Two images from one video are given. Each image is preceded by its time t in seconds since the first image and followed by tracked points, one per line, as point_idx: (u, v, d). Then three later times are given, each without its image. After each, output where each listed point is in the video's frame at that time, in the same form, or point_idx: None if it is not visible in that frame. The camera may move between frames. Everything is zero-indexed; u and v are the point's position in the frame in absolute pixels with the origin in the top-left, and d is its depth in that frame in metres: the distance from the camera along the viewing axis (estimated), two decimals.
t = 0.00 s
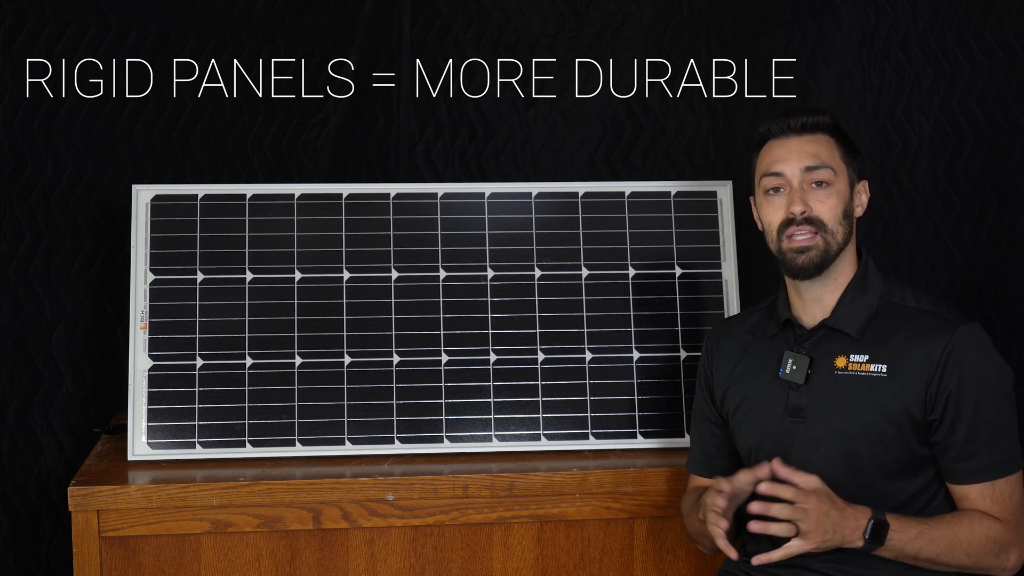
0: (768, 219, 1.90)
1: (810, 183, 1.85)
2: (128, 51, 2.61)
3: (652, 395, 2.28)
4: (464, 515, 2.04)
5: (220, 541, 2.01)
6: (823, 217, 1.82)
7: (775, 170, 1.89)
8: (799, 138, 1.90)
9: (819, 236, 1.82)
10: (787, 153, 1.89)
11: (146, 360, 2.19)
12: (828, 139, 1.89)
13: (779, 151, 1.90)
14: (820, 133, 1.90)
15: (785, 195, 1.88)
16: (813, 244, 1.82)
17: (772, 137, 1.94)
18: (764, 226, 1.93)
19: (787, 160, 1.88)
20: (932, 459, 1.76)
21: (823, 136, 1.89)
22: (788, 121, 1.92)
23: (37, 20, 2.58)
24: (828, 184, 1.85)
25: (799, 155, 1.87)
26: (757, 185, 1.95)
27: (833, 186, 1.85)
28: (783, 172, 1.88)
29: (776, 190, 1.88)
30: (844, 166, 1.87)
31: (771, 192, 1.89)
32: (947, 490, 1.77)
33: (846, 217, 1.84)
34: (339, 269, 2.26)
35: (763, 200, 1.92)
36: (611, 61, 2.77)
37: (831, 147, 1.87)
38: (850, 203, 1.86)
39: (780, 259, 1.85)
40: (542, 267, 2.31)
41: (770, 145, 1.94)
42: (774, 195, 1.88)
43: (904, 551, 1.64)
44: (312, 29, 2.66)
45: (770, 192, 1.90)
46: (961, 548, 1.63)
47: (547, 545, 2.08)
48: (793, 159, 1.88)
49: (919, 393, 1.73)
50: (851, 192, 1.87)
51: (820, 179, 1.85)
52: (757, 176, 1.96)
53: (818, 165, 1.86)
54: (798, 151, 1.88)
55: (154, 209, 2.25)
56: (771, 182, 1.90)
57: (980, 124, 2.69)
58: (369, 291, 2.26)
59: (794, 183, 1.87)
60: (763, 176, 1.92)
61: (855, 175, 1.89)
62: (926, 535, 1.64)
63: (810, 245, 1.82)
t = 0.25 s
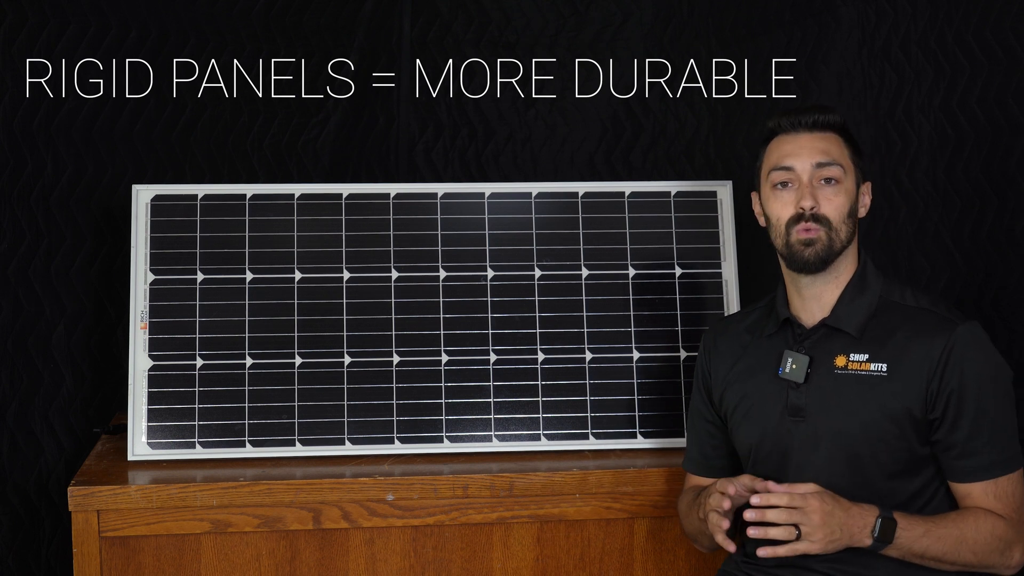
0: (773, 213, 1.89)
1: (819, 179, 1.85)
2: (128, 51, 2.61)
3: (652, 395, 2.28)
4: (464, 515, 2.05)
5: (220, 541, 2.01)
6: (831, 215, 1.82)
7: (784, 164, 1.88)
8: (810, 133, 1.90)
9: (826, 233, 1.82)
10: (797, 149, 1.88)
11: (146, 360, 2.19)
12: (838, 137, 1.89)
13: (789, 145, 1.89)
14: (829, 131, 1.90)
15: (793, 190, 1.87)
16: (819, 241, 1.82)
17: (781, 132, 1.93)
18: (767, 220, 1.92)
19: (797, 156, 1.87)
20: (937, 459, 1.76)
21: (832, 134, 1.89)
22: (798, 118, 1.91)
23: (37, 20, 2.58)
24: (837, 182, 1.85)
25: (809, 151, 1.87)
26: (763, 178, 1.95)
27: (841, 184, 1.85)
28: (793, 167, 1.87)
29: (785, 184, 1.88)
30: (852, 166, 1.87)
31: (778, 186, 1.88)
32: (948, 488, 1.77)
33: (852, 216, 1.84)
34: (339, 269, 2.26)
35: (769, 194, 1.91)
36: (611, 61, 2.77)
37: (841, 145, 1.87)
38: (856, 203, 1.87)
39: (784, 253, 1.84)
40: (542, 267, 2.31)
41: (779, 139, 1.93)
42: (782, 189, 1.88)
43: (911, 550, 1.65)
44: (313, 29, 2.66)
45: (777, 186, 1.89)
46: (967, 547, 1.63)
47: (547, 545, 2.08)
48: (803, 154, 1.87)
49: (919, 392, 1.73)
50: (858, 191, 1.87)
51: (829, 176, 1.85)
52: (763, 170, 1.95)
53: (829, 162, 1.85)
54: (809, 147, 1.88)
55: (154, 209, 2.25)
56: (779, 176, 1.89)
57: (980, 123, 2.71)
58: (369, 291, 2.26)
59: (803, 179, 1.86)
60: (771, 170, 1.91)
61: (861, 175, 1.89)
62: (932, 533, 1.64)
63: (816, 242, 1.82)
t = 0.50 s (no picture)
0: (768, 219, 1.90)
1: (812, 184, 1.85)
2: (128, 51, 2.61)
3: (652, 395, 2.28)
4: (464, 515, 2.05)
5: (220, 541, 2.01)
6: (823, 220, 1.82)
7: (776, 170, 1.89)
8: (804, 137, 1.89)
9: (818, 238, 1.82)
10: (789, 154, 1.88)
11: (146, 360, 2.19)
12: (832, 140, 1.88)
13: (782, 150, 1.90)
14: (825, 132, 1.90)
15: (786, 195, 1.88)
16: (811, 246, 1.82)
17: (777, 136, 1.94)
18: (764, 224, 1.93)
19: (789, 161, 1.88)
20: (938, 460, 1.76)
21: (827, 136, 1.88)
22: (793, 120, 1.91)
23: (37, 20, 2.58)
24: (830, 186, 1.84)
25: (800, 156, 1.87)
26: (761, 183, 1.96)
27: (834, 188, 1.84)
28: (785, 173, 1.88)
29: (778, 190, 1.89)
30: (847, 168, 1.86)
31: (772, 191, 1.90)
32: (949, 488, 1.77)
33: (846, 219, 1.84)
34: (339, 269, 2.26)
35: (765, 199, 1.92)
36: (611, 61, 2.77)
37: (834, 148, 1.86)
38: (852, 205, 1.86)
39: (779, 259, 1.86)
40: (542, 267, 2.31)
41: (774, 144, 1.93)
42: (775, 195, 1.89)
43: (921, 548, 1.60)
44: (312, 29, 2.66)
45: (771, 192, 1.90)
46: (977, 546, 1.62)
47: (547, 545, 2.08)
48: (795, 159, 1.87)
49: (923, 392, 1.73)
50: (854, 192, 1.86)
51: (821, 181, 1.85)
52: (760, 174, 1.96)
53: (821, 166, 1.85)
54: (801, 152, 1.87)
55: (154, 209, 2.25)
56: (772, 182, 1.90)
57: (980, 123, 2.71)
58: (369, 291, 2.26)
59: (796, 184, 1.87)
60: (765, 176, 1.92)
61: (858, 175, 1.88)
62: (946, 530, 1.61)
63: (808, 248, 1.82)
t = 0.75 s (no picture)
0: (774, 228, 1.89)
1: (818, 195, 1.83)
2: (128, 51, 2.61)
3: (652, 395, 2.28)
4: (464, 515, 2.05)
5: (220, 541, 2.01)
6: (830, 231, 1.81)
7: (782, 181, 1.87)
8: (808, 146, 1.87)
9: (826, 249, 1.81)
10: (794, 164, 1.86)
11: (146, 360, 2.19)
12: (836, 148, 1.86)
13: (787, 159, 1.88)
14: (828, 138, 1.87)
15: (792, 205, 1.86)
16: (820, 257, 1.82)
17: (780, 142, 1.91)
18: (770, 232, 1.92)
19: (796, 171, 1.86)
20: (941, 464, 1.77)
21: (831, 144, 1.86)
22: (796, 126, 1.89)
23: (37, 20, 2.58)
24: (836, 196, 1.83)
25: (807, 165, 1.85)
26: (764, 190, 1.93)
27: (840, 197, 1.83)
28: (790, 183, 1.86)
29: (784, 200, 1.87)
30: (852, 175, 1.85)
31: (778, 201, 1.88)
32: (953, 491, 1.77)
33: (853, 228, 1.83)
34: (339, 269, 2.26)
35: (770, 208, 1.91)
36: (611, 60, 2.77)
37: (839, 156, 1.85)
38: (858, 213, 1.85)
39: (787, 270, 1.86)
40: (542, 267, 2.31)
41: (778, 151, 1.90)
42: (781, 205, 1.87)
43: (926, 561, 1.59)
44: (312, 29, 2.66)
45: (777, 202, 1.88)
46: (982, 554, 1.61)
47: (547, 545, 2.08)
48: (801, 169, 1.85)
49: (928, 396, 1.73)
50: (859, 200, 1.85)
51: (828, 190, 1.83)
52: (764, 181, 1.94)
53: (827, 175, 1.83)
54: (805, 162, 1.85)
55: (154, 209, 2.25)
56: (778, 192, 1.88)
57: (980, 123, 2.72)
58: (369, 291, 2.26)
59: (801, 195, 1.85)
60: (770, 185, 1.90)
61: (862, 180, 1.87)
62: (951, 542, 1.61)
63: (817, 258, 1.82)
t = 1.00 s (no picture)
0: (789, 212, 1.87)
1: (838, 179, 1.84)
2: (128, 51, 2.61)
3: (652, 395, 2.28)
4: (464, 515, 2.05)
5: (220, 541, 2.01)
6: (848, 217, 1.81)
7: (802, 163, 1.87)
8: (830, 133, 1.88)
9: (843, 235, 1.81)
10: (817, 148, 1.87)
11: (146, 360, 2.19)
12: (857, 139, 1.88)
13: (809, 144, 1.88)
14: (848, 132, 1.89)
15: (810, 189, 1.86)
16: (835, 242, 1.81)
17: (800, 131, 1.92)
18: (781, 218, 1.91)
19: (818, 155, 1.86)
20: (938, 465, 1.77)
21: (853, 135, 1.88)
22: (819, 116, 1.90)
23: (37, 20, 2.58)
24: (855, 183, 1.84)
25: (830, 150, 1.85)
26: (779, 177, 1.93)
27: (859, 185, 1.84)
28: (811, 166, 1.86)
29: (803, 184, 1.86)
30: (870, 169, 1.87)
31: (796, 185, 1.87)
32: (951, 493, 1.78)
33: (868, 218, 1.83)
34: (339, 269, 2.26)
35: (785, 192, 1.90)
36: (611, 61, 2.77)
37: (860, 147, 1.87)
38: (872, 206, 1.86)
39: (800, 253, 1.83)
40: (542, 267, 2.31)
41: (798, 138, 1.91)
42: (799, 189, 1.86)
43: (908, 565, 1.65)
44: (312, 29, 2.66)
45: (794, 185, 1.87)
46: (965, 561, 1.63)
47: (547, 545, 2.08)
48: (823, 154, 1.86)
49: (927, 398, 1.73)
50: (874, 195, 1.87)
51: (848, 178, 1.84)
52: (779, 168, 1.94)
53: (849, 162, 1.84)
54: (828, 147, 1.86)
55: (154, 209, 2.25)
56: (796, 174, 1.87)
57: (980, 123, 2.73)
58: (369, 291, 2.26)
59: (821, 179, 1.85)
60: (788, 168, 1.89)
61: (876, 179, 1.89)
62: (931, 548, 1.64)
63: (833, 243, 1.81)
